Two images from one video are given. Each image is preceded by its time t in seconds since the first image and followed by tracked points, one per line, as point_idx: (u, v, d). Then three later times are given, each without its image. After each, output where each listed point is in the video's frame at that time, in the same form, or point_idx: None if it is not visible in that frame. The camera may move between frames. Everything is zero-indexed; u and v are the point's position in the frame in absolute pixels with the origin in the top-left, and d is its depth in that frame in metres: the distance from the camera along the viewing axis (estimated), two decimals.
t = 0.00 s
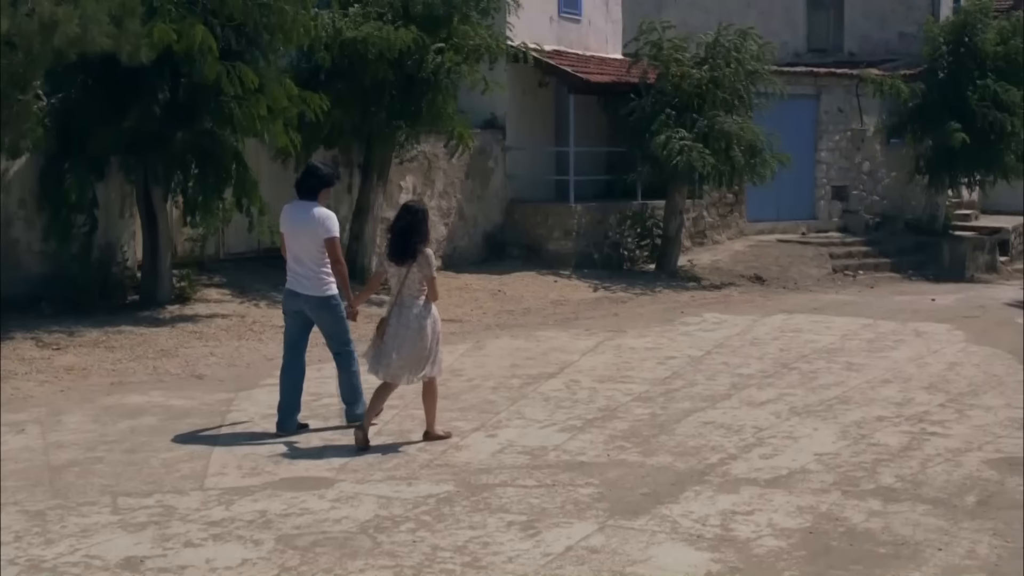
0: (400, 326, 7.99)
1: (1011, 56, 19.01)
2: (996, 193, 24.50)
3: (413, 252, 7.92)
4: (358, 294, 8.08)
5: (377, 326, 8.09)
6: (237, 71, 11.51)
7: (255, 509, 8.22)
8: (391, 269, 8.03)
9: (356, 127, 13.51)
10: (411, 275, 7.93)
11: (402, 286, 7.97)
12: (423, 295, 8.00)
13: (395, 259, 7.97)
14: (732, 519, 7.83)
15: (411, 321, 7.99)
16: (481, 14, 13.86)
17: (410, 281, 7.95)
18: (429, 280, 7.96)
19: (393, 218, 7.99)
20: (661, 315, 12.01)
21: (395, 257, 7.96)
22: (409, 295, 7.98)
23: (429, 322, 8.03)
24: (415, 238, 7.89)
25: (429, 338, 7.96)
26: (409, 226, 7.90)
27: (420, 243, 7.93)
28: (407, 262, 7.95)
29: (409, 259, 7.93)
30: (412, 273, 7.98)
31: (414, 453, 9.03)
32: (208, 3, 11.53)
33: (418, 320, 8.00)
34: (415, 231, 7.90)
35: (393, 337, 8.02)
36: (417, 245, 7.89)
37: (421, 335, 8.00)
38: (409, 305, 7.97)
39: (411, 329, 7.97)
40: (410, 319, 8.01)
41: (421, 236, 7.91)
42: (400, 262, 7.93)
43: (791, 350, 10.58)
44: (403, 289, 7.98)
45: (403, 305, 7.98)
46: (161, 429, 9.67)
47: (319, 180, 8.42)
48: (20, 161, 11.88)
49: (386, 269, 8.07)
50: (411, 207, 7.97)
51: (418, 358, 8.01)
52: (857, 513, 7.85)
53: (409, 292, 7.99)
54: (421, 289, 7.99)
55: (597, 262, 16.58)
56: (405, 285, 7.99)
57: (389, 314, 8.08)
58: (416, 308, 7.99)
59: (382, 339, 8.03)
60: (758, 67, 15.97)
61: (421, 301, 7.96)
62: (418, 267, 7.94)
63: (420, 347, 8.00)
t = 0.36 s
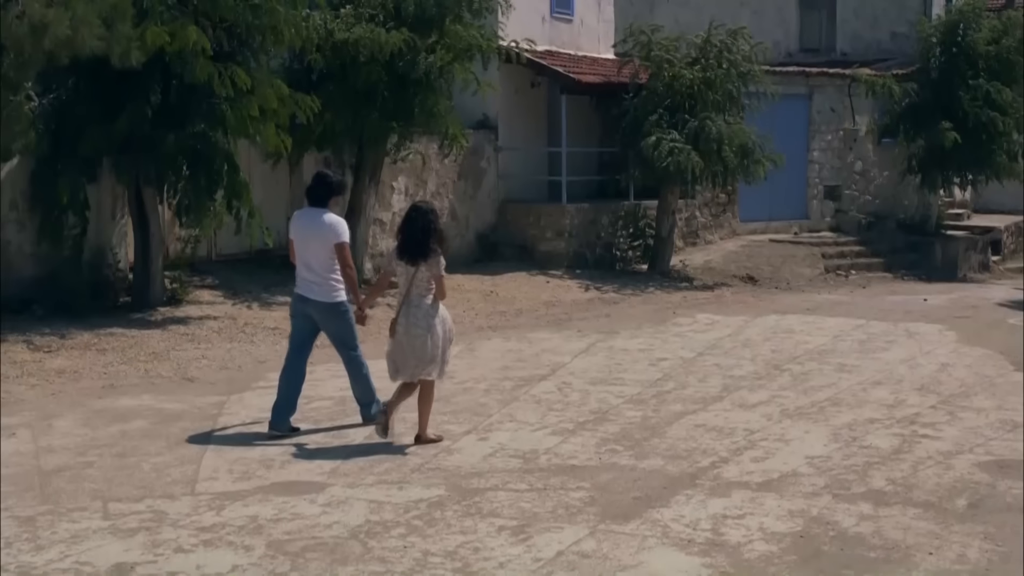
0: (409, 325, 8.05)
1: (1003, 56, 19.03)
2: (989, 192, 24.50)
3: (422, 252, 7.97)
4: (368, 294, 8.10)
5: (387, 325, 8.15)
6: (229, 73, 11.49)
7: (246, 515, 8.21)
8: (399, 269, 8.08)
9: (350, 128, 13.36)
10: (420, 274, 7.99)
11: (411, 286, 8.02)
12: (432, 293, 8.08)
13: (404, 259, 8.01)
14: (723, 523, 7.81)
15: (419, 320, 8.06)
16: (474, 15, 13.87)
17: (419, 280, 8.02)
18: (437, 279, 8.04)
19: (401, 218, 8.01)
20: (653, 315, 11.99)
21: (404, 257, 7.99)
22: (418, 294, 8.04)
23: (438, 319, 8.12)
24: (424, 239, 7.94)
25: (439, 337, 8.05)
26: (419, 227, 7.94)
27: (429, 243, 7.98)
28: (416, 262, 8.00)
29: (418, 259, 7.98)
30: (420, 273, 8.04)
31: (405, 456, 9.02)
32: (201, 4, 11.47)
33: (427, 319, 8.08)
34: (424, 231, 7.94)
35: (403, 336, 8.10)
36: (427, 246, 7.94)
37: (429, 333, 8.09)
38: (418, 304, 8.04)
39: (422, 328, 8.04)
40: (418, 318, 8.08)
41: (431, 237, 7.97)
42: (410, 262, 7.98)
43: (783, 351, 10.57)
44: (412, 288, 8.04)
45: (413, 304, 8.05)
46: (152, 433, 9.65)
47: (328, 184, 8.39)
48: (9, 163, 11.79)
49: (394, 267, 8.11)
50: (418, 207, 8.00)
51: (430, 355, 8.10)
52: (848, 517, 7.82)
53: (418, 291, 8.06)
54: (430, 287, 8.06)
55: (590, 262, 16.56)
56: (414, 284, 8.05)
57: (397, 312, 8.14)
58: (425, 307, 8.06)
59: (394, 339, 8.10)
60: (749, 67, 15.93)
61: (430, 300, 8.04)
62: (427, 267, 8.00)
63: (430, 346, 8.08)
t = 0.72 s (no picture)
0: (416, 324, 8.20)
1: (996, 56, 18.96)
2: (982, 191, 24.45)
3: (429, 252, 8.12)
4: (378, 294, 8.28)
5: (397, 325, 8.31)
6: (222, 75, 11.45)
7: (237, 520, 8.19)
8: (408, 269, 8.24)
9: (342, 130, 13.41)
10: (428, 274, 8.14)
11: (419, 286, 8.18)
12: (439, 294, 8.22)
13: (412, 259, 8.17)
14: (715, 527, 7.78)
15: (426, 320, 8.21)
16: (467, 15, 13.86)
17: (426, 280, 8.17)
18: (445, 279, 8.18)
19: (409, 219, 8.18)
20: (646, 316, 11.98)
21: (412, 258, 8.16)
22: (426, 293, 8.19)
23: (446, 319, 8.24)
24: (430, 238, 8.11)
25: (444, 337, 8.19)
26: (426, 228, 8.11)
27: (436, 243, 8.14)
28: (423, 262, 8.16)
29: (425, 259, 8.14)
30: (429, 273, 8.19)
31: (397, 460, 9.01)
32: (193, 5, 11.37)
33: (433, 318, 8.23)
34: (431, 231, 8.11)
35: (412, 335, 8.24)
36: (435, 246, 8.10)
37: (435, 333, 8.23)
38: (425, 304, 8.19)
39: (430, 327, 8.18)
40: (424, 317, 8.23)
41: (439, 237, 8.13)
42: (417, 262, 8.14)
43: (776, 352, 10.56)
44: (420, 288, 8.19)
45: (421, 304, 8.19)
46: (143, 437, 9.63)
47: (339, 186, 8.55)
48: None
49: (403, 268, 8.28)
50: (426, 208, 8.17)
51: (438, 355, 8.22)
52: (840, 521, 7.80)
53: (426, 291, 8.21)
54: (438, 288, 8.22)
55: (583, 263, 16.58)
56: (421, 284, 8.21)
57: (405, 313, 8.30)
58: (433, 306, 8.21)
59: (403, 338, 8.26)
60: (742, 67, 15.91)
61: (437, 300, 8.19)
62: (434, 267, 8.15)
63: (437, 345, 8.21)
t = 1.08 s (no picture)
0: (419, 327, 8.18)
1: (985, 54, 18.95)
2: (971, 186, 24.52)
3: (433, 255, 8.15)
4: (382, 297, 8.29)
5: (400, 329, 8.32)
6: (211, 75, 11.38)
7: (226, 525, 8.16)
8: (413, 273, 8.27)
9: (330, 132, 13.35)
10: (432, 278, 8.16)
11: (423, 289, 8.19)
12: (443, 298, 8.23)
13: (416, 263, 8.20)
14: (704, 531, 7.76)
15: (428, 323, 8.19)
16: (455, 15, 13.81)
17: (430, 284, 8.19)
18: (448, 283, 8.19)
19: (414, 223, 8.23)
20: (636, 315, 11.97)
21: (416, 261, 8.18)
22: (430, 297, 8.20)
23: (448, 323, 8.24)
24: (434, 241, 8.13)
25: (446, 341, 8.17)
26: (430, 231, 8.13)
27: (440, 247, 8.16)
28: (427, 266, 8.18)
29: (430, 263, 8.17)
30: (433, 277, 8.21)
31: (386, 464, 8.99)
32: (181, 5, 11.35)
33: (435, 322, 8.22)
34: (435, 234, 8.14)
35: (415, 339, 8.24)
36: (440, 249, 8.13)
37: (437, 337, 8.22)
38: (429, 308, 8.19)
39: (432, 330, 8.18)
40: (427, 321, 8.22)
41: (444, 241, 8.16)
42: (422, 265, 8.16)
43: (766, 351, 10.56)
44: (424, 291, 8.20)
45: (424, 307, 8.20)
46: (131, 440, 9.59)
47: (349, 186, 8.59)
48: None
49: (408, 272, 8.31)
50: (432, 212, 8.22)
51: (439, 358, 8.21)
52: (829, 524, 7.78)
53: (430, 295, 8.22)
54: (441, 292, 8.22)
55: (572, 262, 16.55)
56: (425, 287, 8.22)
57: (408, 316, 8.28)
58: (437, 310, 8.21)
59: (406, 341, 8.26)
60: (731, 66, 15.89)
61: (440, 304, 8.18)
62: (439, 271, 8.18)
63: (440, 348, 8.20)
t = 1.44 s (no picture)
0: (425, 332, 8.25)
1: (971, 54, 18.98)
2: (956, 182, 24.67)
3: (435, 262, 8.18)
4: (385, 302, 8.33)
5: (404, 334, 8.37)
6: (199, 76, 11.36)
7: (213, 532, 8.13)
8: (416, 279, 8.31)
9: (315, 134, 13.33)
10: (434, 284, 8.21)
11: (426, 295, 8.24)
12: (446, 304, 8.27)
13: (420, 269, 8.23)
14: (691, 536, 7.72)
15: (433, 328, 8.26)
16: (442, 16, 13.76)
17: (433, 289, 8.23)
18: (450, 289, 8.23)
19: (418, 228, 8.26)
20: (624, 316, 11.98)
21: (419, 268, 8.22)
22: (432, 303, 8.24)
23: (451, 329, 8.27)
24: (437, 248, 8.16)
25: (451, 346, 8.22)
26: (432, 237, 8.15)
27: (443, 253, 8.19)
28: (430, 272, 8.22)
29: (432, 268, 8.20)
30: (435, 283, 8.24)
31: (374, 468, 8.98)
32: (168, 7, 11.23)
33: (440, 327, 8.28)
34: (437, 241, 8.16)
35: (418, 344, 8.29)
36: (441, 255, 8.15)
37: (441, 341, 8.26)
38: (432, 313, 8.23)
39: (434, 336, 8.23)
40: (432, 325, 8.28)
41: (445, 247, 8.18)
42: (425, 271, 8.20)
43: (753, 352, 10.58)
44: (428, 296, 8.25)
45: (427, 313, 8.25)
46: (118, 445, 9.55)
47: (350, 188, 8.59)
48: None
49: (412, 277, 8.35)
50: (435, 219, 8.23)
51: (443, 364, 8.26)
52: (816, 528, 7.76)
53: (433, 300, 8.26)
54: (444, 298, 8.25)
55: (560, 263, 16.50)
56: (429, 293, 8.26)
57: (414, 320, 8.35)
58: (440, 316, 8.25)
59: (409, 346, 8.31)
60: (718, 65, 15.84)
61: (444, 309, 8.23)
62: (441, 276, 8.20)
63: (442, 354, 8.25)
